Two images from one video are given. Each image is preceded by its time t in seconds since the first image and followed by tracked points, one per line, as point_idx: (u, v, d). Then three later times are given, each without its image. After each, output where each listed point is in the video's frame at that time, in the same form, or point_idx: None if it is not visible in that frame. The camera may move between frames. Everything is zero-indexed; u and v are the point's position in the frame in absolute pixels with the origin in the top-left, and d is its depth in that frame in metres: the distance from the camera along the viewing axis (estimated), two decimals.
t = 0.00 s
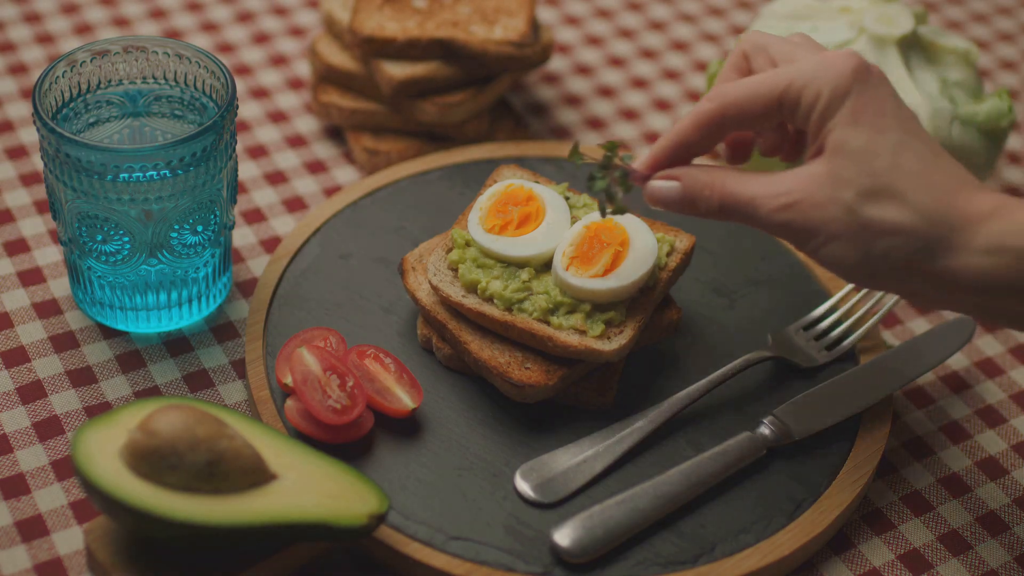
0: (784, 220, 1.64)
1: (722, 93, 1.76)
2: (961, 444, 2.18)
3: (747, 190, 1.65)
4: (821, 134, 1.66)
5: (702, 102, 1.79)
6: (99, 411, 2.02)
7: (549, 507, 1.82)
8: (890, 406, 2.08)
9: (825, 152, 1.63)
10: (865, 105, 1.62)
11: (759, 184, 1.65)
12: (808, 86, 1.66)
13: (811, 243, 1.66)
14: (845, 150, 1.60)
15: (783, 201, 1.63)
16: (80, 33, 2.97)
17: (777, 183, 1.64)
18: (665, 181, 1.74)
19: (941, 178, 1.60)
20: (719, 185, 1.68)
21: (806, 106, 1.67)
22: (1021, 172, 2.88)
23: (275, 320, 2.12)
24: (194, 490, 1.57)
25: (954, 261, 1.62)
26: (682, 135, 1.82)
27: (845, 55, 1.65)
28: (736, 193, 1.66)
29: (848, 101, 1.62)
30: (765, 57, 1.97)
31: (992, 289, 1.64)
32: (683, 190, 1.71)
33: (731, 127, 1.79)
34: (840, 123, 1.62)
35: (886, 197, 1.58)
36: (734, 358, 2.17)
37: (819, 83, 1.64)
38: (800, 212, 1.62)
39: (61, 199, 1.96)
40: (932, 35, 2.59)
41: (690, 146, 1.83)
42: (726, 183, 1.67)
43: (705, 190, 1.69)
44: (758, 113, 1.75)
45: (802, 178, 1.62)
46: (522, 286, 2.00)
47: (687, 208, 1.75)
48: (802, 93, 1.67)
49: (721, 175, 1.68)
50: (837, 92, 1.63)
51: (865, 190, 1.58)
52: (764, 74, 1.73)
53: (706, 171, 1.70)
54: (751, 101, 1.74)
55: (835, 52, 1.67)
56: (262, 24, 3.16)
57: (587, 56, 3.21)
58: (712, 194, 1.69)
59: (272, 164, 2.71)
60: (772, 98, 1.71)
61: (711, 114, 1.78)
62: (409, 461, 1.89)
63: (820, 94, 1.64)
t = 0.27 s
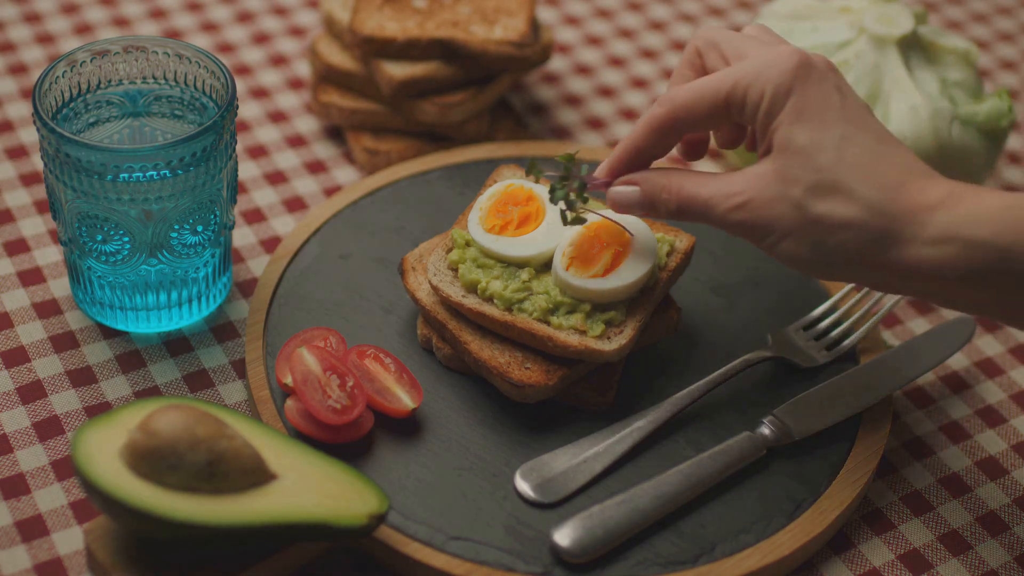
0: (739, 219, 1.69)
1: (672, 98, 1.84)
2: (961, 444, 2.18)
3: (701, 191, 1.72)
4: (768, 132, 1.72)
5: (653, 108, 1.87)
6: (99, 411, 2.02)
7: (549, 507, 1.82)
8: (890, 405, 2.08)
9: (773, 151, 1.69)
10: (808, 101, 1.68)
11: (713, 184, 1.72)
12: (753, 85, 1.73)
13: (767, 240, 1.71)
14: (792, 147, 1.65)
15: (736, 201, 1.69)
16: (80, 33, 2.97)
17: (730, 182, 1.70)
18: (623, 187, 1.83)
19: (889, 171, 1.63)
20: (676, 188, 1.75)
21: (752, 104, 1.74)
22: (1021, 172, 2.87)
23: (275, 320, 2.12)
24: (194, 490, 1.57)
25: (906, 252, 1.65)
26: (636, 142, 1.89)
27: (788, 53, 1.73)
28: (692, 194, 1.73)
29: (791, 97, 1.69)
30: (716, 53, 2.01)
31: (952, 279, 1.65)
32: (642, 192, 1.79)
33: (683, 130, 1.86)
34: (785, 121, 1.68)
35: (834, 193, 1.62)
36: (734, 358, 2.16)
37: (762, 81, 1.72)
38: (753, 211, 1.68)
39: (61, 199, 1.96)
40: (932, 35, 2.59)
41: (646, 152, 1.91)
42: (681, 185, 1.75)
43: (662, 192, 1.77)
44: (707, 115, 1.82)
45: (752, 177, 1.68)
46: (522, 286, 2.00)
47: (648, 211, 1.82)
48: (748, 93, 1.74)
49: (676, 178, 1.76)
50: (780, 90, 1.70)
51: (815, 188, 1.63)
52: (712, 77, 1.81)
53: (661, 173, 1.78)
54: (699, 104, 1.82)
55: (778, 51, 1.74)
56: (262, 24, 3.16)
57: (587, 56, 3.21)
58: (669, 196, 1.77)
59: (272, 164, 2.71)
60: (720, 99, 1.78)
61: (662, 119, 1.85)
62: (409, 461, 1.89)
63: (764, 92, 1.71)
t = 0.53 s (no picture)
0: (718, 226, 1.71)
1: (646, 107, 1.80)
2: (961, 444, 2.18)
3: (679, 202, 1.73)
4: (742, 139, 1.72)
5: (630, 116, 1.83)
6: (99, 411, 2.02)
7: (549, 508, 1.82)
8: (890, 405, 2.08)
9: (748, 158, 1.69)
10: (781, 108, 1.66)
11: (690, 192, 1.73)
12: (726, 93, 1.71)
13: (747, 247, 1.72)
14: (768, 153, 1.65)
15: (713, 210, 1.70)
16: (80, 33, 2.97)
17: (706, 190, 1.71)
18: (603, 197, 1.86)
19: (865, 176, 1.61)
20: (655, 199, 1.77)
21: (726, 112, 1.73)
22: (1021, 172, 2.87)
23: (275, 320, 2.12)
24: (194, 490, 1.57)
25: (883, 256, 1.63)
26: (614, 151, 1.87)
27: (759, 58, 1.71)
28: (670, 206, 1.75)
29: (764, 104, 1.68)
30: (693, 56, 2.00)
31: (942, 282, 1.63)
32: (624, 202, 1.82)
33: (660, 138, 1.83)
34: (759, 129, 1.67)
35: (818, 196, 1.61)
36: (733, 358, 2.17)
37: (734, 89, 1.71)
38: (739, 215, 1.68)
39: (61, 199, 1.96)
40: (932, 35, 2.58)
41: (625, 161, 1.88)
42: (659, 196, 1.77)
43: (642, 202, 1.80)
44: (681, 123, 1.79)
45: (751, 178, 1.68)
46: (522, 286, 2.00)
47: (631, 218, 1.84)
48: (721, 100, 1.73)
49: (654, 188, 1.78)
50: (752, 98, 1.69)
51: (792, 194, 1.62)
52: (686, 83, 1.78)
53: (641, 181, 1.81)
54: (673, 113, 1.78)
55: (749, 57, 1.73)
56: (262, 24, 3.16)
57: (587, 56, 3.21)
58: (649, 205, 1.79)
59: (272, 164, 2.71)
60: (693, 107, 1.76)
61: (638, 128, 1.82)
62: (409, 461, 1.89)
63: (737, 100, 1.70)
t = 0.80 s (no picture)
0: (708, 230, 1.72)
1: (635, 110, 1.80)
2: (961, 444, 2.18)
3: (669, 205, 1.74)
4: (731, 144, 1.72)
5: (619, 119, 1.84)
6: (99, 411, 2.02)
7: (549, 508, 1.82)
8: (890, 405, 2.08)
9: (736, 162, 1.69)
10: (771, 109, 1.66)
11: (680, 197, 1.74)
12: (713, 98, 1.71)
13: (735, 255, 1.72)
14: (755, 160, 1.64)
15: (705, 213, 1.71)
16: (80, 33, 2.97)
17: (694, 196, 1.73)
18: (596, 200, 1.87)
19: (865, 175, 1.61)
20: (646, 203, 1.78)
21: (713, 117, 1.73)
22: (1021, 172, 2.87)
23: (275, 320, 2.12)
24: (194, 490, 1.57)
25: (874, 260, 1.63)
26: (605, 153, 1.88)
27: (746, 63, 1.70)
28: (660, 209, 1.76)
29: (751, 109, 1.67)
30: (682, 58, 2.00)
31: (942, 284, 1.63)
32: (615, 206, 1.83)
33: (650, 141, 1.83)
34: (748, 132, 1.67)
35: (815, 196, 1.61)
36: (733, 357, 2.17)
37: (721, 94, 1.70)
38: (736, 215, 1.68)
39: (61, 199, 1.96)
40: (932, 35, 2.58)
41: (616, 162, 1.89)
42: (650, 200, 1.78)
43: (633, 206, 1.81)
44: (669, 128, 1.79)
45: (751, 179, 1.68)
46: (522, 286, 2.00)
47: (623, 220, 1.86)
48: (708, 105, 1.72)
49: (645, 191, 1.79)
50: (739, 103, 1.68)
51: (778, 200, 1.62)
52: (674, 87, 1.78)
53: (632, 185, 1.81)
54: (661, 116, 1.78)
55: (736, 60, 1.72)
56: (262, 24, 3.16)
57: (587, 56, 3.21)
58: (640, 209, 1.80)
59: (272, 164, 2.71)
60: (681, 112, 1.76)
61: (627, 131, 1.82)
62: (409, 461, 1.89)
63: (723, 104, 1.70)
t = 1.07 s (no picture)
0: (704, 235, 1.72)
1: (628, 118, 1.79)
2: (961, 444, 2.18)
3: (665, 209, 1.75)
4: (724, 151, 1.71)
5: (613, 126, 1.82)
6: (99, 411, 2.02)
7: (549, 508, 1.82)
8: (890, 405, 2.08)
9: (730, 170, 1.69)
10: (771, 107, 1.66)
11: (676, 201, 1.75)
12: (706, 104, 1.70)
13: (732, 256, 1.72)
14: (752, 161, 1.64)
15: (701, 214, 1.71)
16: (80, 33, 2.97)
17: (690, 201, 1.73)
18: (596, 202, 1.87)
19: (865, 177, 1.62)
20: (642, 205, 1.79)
21: (706, 123, 1.72)
22: (1021, 172, 2.87)
23: (275, 320, 2.12)
24: (193, 490, 1.57)
25: (871, 266, 1.63)
26: (598, 159, 1.86)
27: (738, 68, 1.69)
28: (655, 213, 1.77)
29: (742, 116, 1.67)
30: (677, 61, 2.00)
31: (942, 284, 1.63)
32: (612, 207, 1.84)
33: (644, 148, 1.81)
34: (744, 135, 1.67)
35: (815, 196, 1.61)
36: (733, 357, 2.17)
37: (713, 101, 1.69)
38: (735, 214, 1.68)
39: (61, 199, 1.96)
40: (932, 35, 2.58)
41: (609, 167, 1.87)
42: (647, 201, 1.78)
43: (630, 207, 1.81)
44: (663, 135, 1.77)
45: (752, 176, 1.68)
46: (522, 286, 2.00)
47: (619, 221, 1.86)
48: (701, 111, 1.71)
49: (642, 193, 1.80)
50: (731, 110, 1.67)
51: (778, 200, 1.62)
52: (667, 93, 1.76)
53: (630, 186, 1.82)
54: (654, 124, 1.76)
55: (728, 66, 1.70)
56: (262, 24, 3.16)
57: (587, 56, 3.21)
58: (637, 211, 1.81)
59: (272, 164, 2.71)
60: (674, 118, 1.74)
61: (621, 137, 1.81)
62: (409, 461, 1.89)
63: (714, 111, 1.69)
